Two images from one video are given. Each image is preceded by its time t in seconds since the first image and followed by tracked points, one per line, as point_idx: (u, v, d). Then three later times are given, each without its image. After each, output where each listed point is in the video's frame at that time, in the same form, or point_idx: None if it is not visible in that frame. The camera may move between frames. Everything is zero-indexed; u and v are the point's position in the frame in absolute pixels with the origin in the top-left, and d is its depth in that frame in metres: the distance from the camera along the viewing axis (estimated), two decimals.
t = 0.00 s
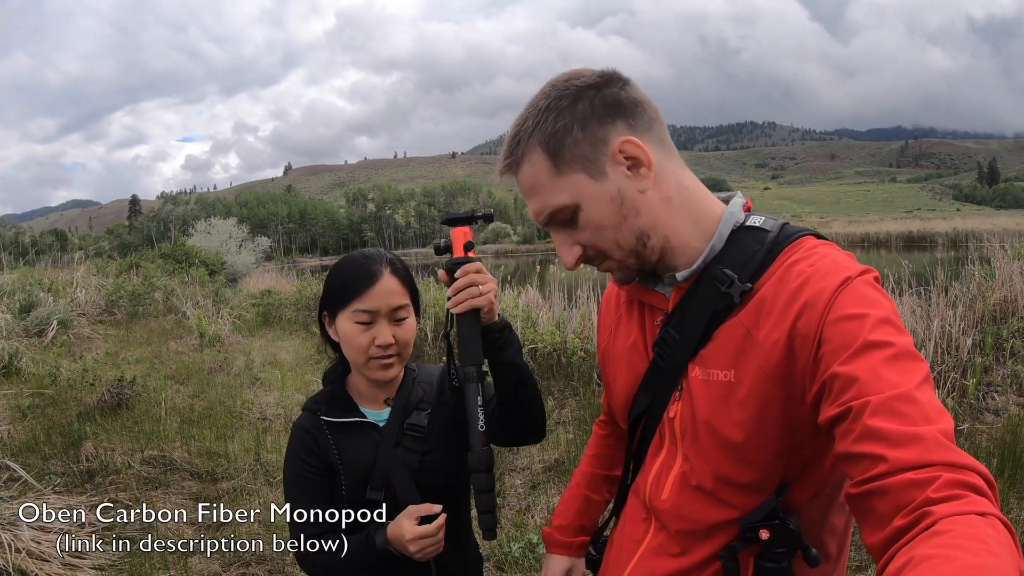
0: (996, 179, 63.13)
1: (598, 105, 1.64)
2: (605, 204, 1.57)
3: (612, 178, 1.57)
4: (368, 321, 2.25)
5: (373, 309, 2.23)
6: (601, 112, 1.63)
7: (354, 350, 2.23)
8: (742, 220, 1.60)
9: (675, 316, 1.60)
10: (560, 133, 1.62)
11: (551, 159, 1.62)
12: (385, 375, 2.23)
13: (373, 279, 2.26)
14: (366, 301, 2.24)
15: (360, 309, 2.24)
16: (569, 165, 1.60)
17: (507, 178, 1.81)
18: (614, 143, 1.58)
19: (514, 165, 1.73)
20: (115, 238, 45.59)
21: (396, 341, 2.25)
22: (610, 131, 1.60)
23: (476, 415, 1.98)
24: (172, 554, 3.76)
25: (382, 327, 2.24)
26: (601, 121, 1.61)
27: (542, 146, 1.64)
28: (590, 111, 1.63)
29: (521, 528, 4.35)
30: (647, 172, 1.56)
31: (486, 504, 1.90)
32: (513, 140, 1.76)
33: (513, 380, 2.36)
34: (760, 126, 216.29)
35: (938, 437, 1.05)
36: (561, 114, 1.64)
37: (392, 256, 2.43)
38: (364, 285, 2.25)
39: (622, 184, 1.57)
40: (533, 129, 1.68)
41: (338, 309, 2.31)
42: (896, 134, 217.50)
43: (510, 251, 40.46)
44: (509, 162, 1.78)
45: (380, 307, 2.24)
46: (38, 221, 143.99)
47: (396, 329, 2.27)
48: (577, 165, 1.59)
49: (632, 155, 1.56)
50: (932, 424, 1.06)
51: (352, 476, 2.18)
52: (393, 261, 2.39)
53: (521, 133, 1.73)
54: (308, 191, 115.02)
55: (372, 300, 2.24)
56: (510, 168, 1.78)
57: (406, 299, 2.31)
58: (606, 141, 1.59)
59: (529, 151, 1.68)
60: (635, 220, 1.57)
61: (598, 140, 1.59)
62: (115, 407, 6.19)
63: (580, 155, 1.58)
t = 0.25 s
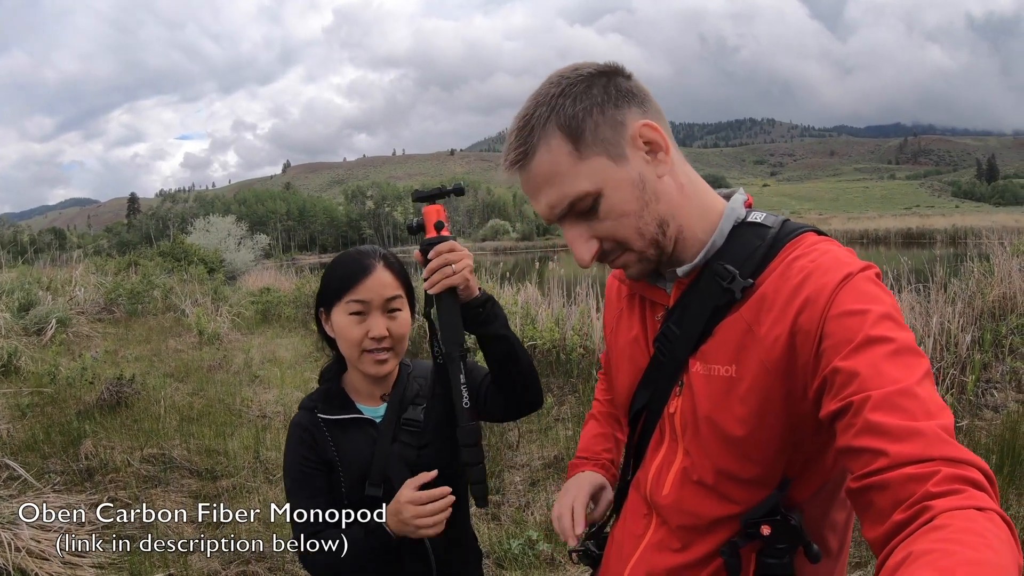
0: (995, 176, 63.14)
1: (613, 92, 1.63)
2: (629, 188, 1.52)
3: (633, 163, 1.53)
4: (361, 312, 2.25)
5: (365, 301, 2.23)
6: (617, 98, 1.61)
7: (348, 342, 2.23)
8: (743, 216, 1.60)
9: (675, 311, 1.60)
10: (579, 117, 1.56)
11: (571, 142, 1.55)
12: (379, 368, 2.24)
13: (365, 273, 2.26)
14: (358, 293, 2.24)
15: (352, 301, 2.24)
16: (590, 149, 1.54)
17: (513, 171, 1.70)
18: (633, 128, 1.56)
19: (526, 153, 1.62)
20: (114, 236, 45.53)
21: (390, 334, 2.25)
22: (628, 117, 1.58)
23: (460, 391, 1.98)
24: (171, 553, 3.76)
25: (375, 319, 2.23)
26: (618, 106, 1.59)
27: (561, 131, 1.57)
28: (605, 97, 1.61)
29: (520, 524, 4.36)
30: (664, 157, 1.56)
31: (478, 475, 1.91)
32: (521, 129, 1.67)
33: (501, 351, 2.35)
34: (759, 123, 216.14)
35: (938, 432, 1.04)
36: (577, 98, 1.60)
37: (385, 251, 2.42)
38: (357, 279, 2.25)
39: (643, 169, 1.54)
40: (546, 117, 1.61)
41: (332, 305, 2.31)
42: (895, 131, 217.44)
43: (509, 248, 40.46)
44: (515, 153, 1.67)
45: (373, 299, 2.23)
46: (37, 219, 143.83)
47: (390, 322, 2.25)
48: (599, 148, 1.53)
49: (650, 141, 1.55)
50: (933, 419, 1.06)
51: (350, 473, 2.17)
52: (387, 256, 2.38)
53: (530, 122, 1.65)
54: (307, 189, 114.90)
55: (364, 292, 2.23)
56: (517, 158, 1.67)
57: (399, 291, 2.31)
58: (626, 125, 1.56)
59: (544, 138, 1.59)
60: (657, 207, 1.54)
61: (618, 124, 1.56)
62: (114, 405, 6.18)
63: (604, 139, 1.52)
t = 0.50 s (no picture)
0: (996, 173, 63.06)
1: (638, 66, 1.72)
2: (675, 133, 1.51)
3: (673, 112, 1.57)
4: (359, 304, 2.24)
5: (363, 293, 2.22)
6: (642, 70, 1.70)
7: (347, 335, 2.22)
8: (749, 206, 1.58)
9: (680, 300, 1.59)
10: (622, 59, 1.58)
11: (619, 74, 1.52)
12: (377, 361, 2.22)
13: (365, 265, 2.24)
14: (356, 285, 2.23)
15: (350, 293, 2.23)
16: (637, 86, 1.53)
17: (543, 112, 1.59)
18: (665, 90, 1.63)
19: (567, 85, 1.53)
20: (114, 232, 45.50)
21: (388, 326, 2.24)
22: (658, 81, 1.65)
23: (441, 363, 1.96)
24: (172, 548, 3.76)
25: (373, 311, 2.22)
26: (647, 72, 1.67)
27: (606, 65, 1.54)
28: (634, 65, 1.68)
29: (521, 520, 4.36)
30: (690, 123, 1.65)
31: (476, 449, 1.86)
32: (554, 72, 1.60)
33: (494, 322, 2.33)
34: (759, 120, 215.85)
35: (946, 421, 1.03)
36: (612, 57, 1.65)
37: (383, 243, 2.39)
38: (356, 271, 2.24)
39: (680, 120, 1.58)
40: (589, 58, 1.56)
41: (332, 297, 2.30)
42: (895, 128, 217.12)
43: (509, 244, 40.44)
44: (547, 94, 1.58)
45: (371, 291, 2.22)
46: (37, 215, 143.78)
47: (388, 313, 2.24)
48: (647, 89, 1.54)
49: (679, 105, 1.64)
50: (941, 408, 1.05)
51: (352, 463, 2.17)
52: (386, 249, 2.35)
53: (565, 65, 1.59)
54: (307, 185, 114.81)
55: (362, 284, 2.22)
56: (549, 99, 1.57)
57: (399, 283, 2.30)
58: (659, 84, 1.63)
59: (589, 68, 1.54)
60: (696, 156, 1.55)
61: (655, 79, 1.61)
62: (115, 401, 6.18)
63: (649, 80, 1.55)
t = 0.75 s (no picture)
0: (998, 170, 62.90)
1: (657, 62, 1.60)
2: (690, 150, 1.46)
3: (689, 128, 1.48)
4: (366, 300, 2.23)
5: (370, 289, 2.21)
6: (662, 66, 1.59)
7: (354, 330, 2.22)
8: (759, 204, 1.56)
9: (689, 298, 1.58)
10: (639, 71, 1.47)
11: (635, 92, 1.43)
12: (383, 357, 2.22)
13: (373, 260, 2.23)
14: (364, 281, 2.22)
15: (357, 288, 2.22)
16: (653, 102, 1.44)
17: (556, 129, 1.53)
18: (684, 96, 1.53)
19: (579, 106, 1.46)
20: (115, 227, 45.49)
21: (394, 323, 2.22)
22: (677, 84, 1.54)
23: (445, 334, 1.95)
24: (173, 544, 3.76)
25: (380, 308, 2.21)
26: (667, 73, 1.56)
27: (622, 80, 1.45)
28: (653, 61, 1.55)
29: (523, 515, 4.36)
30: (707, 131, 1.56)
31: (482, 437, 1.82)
32: (568, 82, 1.52)
33: (498, 292, 2.33)
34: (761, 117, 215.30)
35: (953, 420, 1.02)
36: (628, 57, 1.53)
37: (392, 239, 2.37)
38: (363, 267, 2.22)
39: (695, 136, 1.50)
40: (603, 70, 1.48)
41: (339, 292, 2.29)
42: (898, 125, 216.54)
43: (510, 240, 40.40)
44: (560, 110, 1.51)
45: (379, 287, 2.21)
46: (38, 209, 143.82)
47: (395, 310, 2.23)
48: (664, 104, 1.45)
49: (697, 112, 1.54)
50: (947, 407, 1.03)
51: (359, 455, 2.15)
52: (394, 244, 2.33)
53: (580, 75, 1.50)
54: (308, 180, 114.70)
55: (371, 280, 2.21)
56: (561, 115, 1.51)
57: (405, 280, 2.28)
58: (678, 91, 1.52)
59: (603, 86, 1.45)
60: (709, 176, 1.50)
61: (673, 89, 1.50)
62: (116, 395, 6.17)
63: (666, 95, 1.45)
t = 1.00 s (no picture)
0: (997, 167, 62.87)
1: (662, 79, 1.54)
2: (690, 181, 1.43)
3: (692, 156, 1.46)
4: (364, 297, 2.22)
5: (369, 285, 2.20)
6: (667, 83, 1.54)
7: (353, 327, 2.21)
8: (763, 205, 1.56)
9: (694, 300, 1.58)
10: (642, 103, 1.43)
11: (637, 130, 1.40)
12: (381, 353, 2.22)
13: (371, 257, 2.23)
14: (362, 277, 2.21)
15: (356, 285, 2.21)
16: (656, 138, 1.41)
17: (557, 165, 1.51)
18: (688, 120, 1.49)
19: (580, 147, 1.43)
20: (114, 222, 45.41)
21: (393, 319, 2.22)
22: (681, 107, 1.50)
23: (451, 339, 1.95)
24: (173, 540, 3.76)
25: (379, 304, 2.20)
26: (671, 93, 1.51)
27: (624, 117, 1.42)
28: (656, 84, 1.50)
29: (522, 510, 4.37)
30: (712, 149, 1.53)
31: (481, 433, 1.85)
32: (570, 117, 1.48)
33: (499, 293, 2.32)
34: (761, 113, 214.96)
35: (955, 423, 1.02)
36: (632, 82, 1.48)
37: (391, 237, 2.38)
38: (361, 264, 2.22)
39: (698, 162, 1.48)
40: (603, 103, 1.44)
41: (337, 289, 2.28)
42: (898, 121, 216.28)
43: (509, 235, 40.37)
44: (560, 146, 1.48)
45: (377, 283, 2.21)
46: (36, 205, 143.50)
47: (394, 306, 2.22)
48: (667, 140, 1.41)
49: (701, 134, 1.50)
50: (950, 410, 1.03)
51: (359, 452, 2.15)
52: (392, 241, 2.34)
53: (581, 110, 1.47)
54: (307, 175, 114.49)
55: (369, 276, 2.21)
56: (562, 151, 1.48)
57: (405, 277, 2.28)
58: (682, 115, 1.48)
59: (604, 125, 1.42)
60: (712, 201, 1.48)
61: (677, 117, 1.47)
62: (115, 391, 6.17)
63: (669, 128, 1.41)
